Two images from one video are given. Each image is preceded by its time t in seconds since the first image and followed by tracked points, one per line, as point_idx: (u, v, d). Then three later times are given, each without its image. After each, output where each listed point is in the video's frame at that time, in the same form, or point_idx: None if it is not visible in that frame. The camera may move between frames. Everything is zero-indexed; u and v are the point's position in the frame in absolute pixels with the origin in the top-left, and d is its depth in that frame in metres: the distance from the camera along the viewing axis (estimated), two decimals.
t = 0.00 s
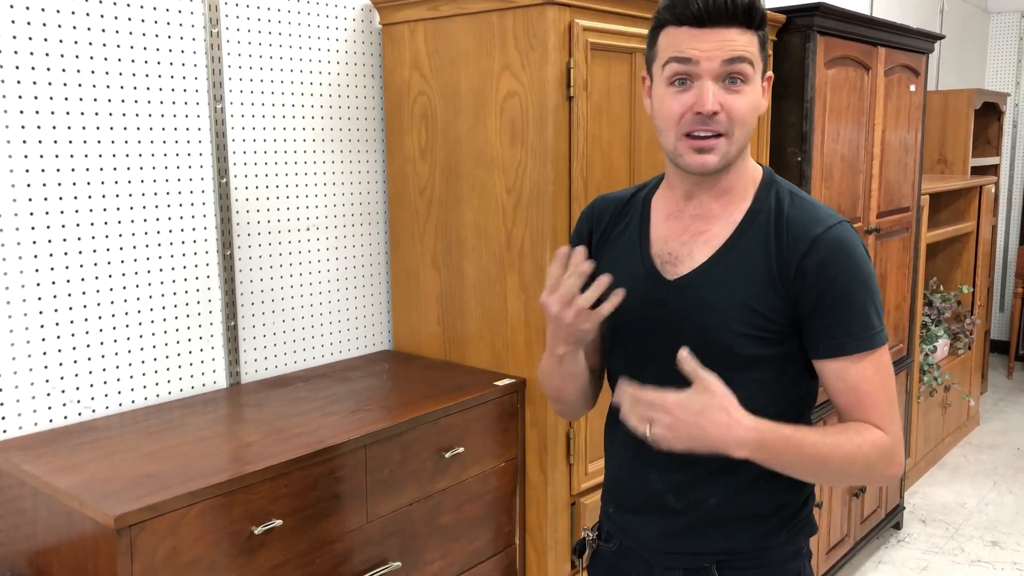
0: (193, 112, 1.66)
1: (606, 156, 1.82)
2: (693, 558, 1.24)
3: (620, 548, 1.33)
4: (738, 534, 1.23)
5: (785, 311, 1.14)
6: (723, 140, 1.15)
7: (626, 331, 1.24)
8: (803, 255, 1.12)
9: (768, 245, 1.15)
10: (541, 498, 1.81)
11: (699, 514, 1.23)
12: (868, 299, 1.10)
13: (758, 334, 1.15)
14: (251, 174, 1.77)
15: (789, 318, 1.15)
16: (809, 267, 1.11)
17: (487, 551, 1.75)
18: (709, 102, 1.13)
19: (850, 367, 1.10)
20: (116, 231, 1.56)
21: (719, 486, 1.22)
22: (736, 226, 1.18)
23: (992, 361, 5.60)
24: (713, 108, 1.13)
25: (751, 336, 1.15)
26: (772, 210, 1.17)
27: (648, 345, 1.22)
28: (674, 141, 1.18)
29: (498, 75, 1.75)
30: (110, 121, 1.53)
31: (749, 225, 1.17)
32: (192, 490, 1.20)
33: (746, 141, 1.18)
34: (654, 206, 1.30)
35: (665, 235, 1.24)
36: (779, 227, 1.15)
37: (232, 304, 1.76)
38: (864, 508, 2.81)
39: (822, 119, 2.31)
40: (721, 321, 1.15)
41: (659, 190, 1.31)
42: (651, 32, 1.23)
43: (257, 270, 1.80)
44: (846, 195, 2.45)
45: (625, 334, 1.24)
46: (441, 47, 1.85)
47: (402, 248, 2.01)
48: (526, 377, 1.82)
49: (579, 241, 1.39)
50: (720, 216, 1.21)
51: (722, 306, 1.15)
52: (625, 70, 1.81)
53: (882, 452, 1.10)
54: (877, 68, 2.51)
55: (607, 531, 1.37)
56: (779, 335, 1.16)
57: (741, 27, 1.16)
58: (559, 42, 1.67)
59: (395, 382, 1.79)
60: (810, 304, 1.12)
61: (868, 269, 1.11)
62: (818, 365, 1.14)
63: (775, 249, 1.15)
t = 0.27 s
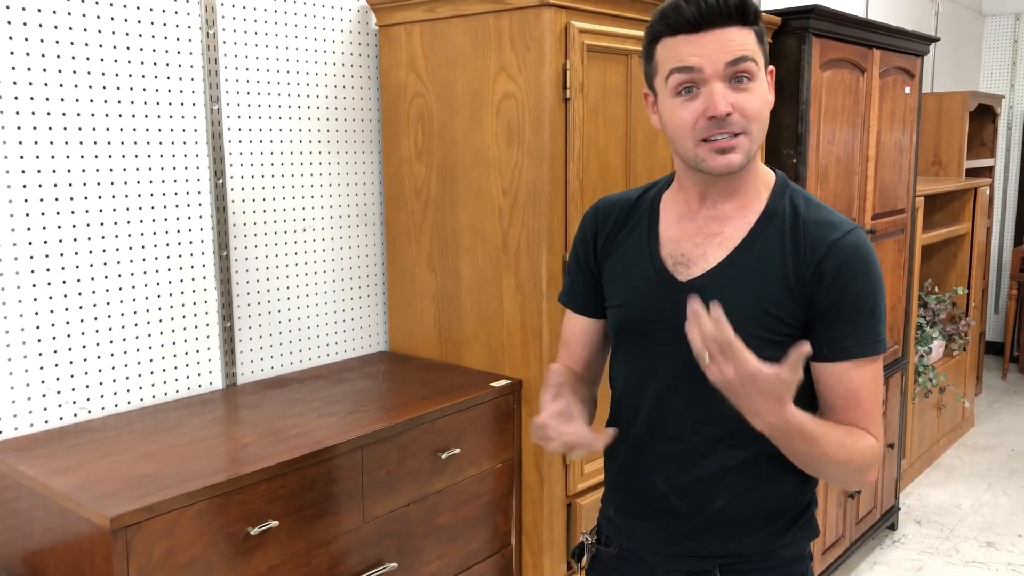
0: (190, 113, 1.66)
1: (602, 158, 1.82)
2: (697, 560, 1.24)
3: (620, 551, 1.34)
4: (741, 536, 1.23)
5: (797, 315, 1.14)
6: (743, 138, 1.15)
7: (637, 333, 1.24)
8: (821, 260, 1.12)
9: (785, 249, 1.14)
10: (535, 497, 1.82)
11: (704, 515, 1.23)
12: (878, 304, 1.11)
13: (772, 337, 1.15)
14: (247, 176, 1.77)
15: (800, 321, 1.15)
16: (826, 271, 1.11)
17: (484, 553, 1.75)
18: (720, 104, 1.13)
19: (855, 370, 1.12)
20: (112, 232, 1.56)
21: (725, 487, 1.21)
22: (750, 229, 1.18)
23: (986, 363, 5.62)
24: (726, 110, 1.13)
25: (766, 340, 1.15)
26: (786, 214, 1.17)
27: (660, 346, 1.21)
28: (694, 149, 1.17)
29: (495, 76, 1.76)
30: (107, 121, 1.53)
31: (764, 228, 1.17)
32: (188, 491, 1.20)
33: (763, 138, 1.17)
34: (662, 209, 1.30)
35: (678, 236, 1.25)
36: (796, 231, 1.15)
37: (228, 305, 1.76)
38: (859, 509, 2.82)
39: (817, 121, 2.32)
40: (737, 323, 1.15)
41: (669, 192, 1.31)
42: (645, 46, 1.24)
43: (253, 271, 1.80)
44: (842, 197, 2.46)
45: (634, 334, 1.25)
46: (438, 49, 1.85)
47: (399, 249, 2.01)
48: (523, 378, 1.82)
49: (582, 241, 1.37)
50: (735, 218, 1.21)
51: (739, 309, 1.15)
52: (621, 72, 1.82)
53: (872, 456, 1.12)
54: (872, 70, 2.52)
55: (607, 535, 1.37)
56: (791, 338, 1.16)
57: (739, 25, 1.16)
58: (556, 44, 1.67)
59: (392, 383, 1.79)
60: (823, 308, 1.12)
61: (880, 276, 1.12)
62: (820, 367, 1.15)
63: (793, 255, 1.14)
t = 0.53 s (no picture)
0: (189, 114, 1.66)
1: (601, 158, 1.83)
2: (702, 562, 1.24)
3: (625, 553, 1.34)
4: (748, 537, 1.23)
5: (796, 316, 1.15)
6: (727, 144, 1.15)
7: (641, 336, 1.24)
8: (819, 259, 1.12)
9: (783, 250, 1.15)
10: (535, 497, 1.82)
11: (709, 517, 1.23)
12: (879, 302, 1.11)
13: (772, 339, 1.15)
14: (245, 175, 1.77)
15: (801, 323, 1.15)
16: (824, 271, 1.12)
17: (482, 552, 1.75)
18: (705, 110, 1.13)
19: (861, 370, 1.13)
20: (110, 232, 1.56)
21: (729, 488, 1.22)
22: (746, 231, 1.18)
23: (984, 363, 5.63)
24: (711, 116, 1.13)
25: (765, 341, 1.15)
26: (782, 215, 1.17)
27: (666, 349, 1.22)
28: (680, 154, 1.18)
29: (493, 77, 1.76)
30: (105, 122, 1.53)
31: (760, 230, 1.17)
32: (187, 491, 1.20)
33: (748, 143, 1.17)
34: (657, 212, 1.30)
35: (674, 240, 1.25)
36: (793, 231, 1.15)
37: (227, 305, 1.76)
38: (857, 509, 2.82)
39: (816, 121, 2.32)
40: (736, 326, 1.15)
41: (664, 195, 1.32)
42: (635, 50, 1.24)
43: (251, 271, 1.80)
44: (840, 197, 2.46)
45: (636, 338, 1.25)
46: (437, 49, 1.85)
47: (398, 250, 2.01)
48: (522, 378, 1.82)
49: (581, 248, 1.39)
50: (730, 223, 1.21)
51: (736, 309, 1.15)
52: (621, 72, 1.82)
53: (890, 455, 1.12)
54: (870, 70, 2.52)
55: (610, 536, 1.37)
56: (791, 339, 1.16)
57: (726, 28, 1.16)
58: (554, 45, 1.67)
59: (391, 383, 1.79)
60: (824, 308, 1.13)
61: (880, 272, 1.12)
62: (831, 368, 1.15)
63: (791, 256, 1.14)
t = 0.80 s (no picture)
0: (187, 117, 1.66)
1: (600, 161, 1.83)
2: (702, 563, 1.24)
3: (625, 555, 1.34)
4: (748, 539, 1.23)
5: (790, 318, 1.15)
6: (716, 147, 1.15)
7: (637, 339, 1.24)
8: (811, 261, 1.12)
9: (775, 252, 1.15)
10: (535, 500, 1.82)
11: (709, 520, 1.23)
12: (873, 302, 1.10)
13: (765, 341, 1.15)
14: (244, 178, 1.77)
15: (795, 325, 1.15)
16: (814, 273, 1.11)
17: (481, 555, 1.76)
18: (694, 110, 1.14)
19: (856, 371, 1.12)
20: (109, 235, 1.56)
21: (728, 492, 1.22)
22: (739, 234, 1.19)
23: (983, 364, 5.63)
24: (700, 116, 1.14)
25: (759, 343, 1.15)
26: (775, 217, 1.17)
27: (662, 353, 1.22)
28: (669, 155, 1.18)
29: (491, 80, 1.76)
30: (103, 125, 1.53)
31: (753, 233, 1.17)
32: (185, 494, 1.21)
33: (739, 145, 1.17)
34: (652, 216, 1.30)
35: (669, 244, 1.25)
36: (785, 233, 1.15)
37: (226, 308, 1.76)
38: (856, 511, 2.83)
39: (814, 123, 2.32)
40: (730, 329, 1.15)
41: (658, 199, 1.32)
42: (628, 50, 1.25)
43: (250, 274, 1.81)
44: (838, 199, 2.47)
45: (632, 342, 1.25)
46: (435, 52, 1.85)
47: (397, 253, 2.01)
48: (520, 381, 1.82)
49: (578, 254, 1.39)
50: (723, 226, 1.21)
51: (729, 313, 1.15)
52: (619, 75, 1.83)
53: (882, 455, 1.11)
54: (868, 72, 2.52)
55: (611, 538, 1.37)
56: (787, 341, 1.16)
57: (718, 31, 1.17)
58: (552, 48, 1.67)
59: (390, 386, 1.79)
60: (817, 309, 1.12)
61: (873, 272, 1.11)
62: (825, 369, 1.15)
63: (783, 258, 1.14)
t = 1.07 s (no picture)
0: (188, 120, 1.66)
1: (599, 163, 1.83)
2: (698, 565, 1.24)
3: (622, 556, 1.34)
4: (744, 541, 1.23)
5: (782, 315, 1.15)
6: (707, 149, 1.16)
7: (631, 338, 1.25)
8: (799, 256, 1.12)
9: (764, 248, 1.15)
10: (534, 503, 1.82)
11: (704, 523, 1.23)
12: (865, 295, 1.09)
13: (756, 338, 1.15)
14: (244, 182, 1.78)
15: (786, 321, 1.15)
16: (803, 268, 1.11)
17: (481, 558, 1.75)
18: (687, 112, 1.14)
19: (849, 367, 1.11)
20: (109, 239, 1.56)
21: (725, 494, 1.22)
22: (728, 231, 1.19)
23: (983, 367, 5.63)
24: (693, 117, 1.14)
25: (750, 339, 1.15)
26: (765, 215, 1.17)
27: (654, 351, 1.22)
28: (662, 155, 1.19)
29: (491, 83, 1.76)
30: (103, 129, 1.53)
31: (742, 229, 1.17)
32: (185, 497, 1.21)
33: (731, 147, 1.18)
34: (645, 215, 1.31)
35: (660, 242, 1.26)
36: (774, 229, 1.15)
37: (226, 311, 1.76)
38: (857, 514, 2.82)
39: (814, 126, 2.33)
40: (721, 326, 1.15)
41: (651, 199, 1.33)
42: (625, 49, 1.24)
43: (250, 277, 1.81)
44: (838, 202, 2.47)
45: (626, 340, 1.26)
46: (435, 54, 1.85)
47: (397, 255, 2.01)
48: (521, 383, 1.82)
49: (571, 254, 1.39)
50: (713, 223, 1.22)
51: (720, 309, 1.15)
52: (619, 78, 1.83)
53: (874, 454, 1.11)
54: (868, 75, 2.52)
55: (608, 540, 1.37)
56: (779, 338, 1.16)
57: (715, 33, 1.17)
58: (551, 50, 1.68)
59: (389, 389, 1.79)
60: (806, 304, 1.12)
61: (863, 266, 1.11)
62: (819, 364, 1.14)
63: (772, 253, 1.14)
